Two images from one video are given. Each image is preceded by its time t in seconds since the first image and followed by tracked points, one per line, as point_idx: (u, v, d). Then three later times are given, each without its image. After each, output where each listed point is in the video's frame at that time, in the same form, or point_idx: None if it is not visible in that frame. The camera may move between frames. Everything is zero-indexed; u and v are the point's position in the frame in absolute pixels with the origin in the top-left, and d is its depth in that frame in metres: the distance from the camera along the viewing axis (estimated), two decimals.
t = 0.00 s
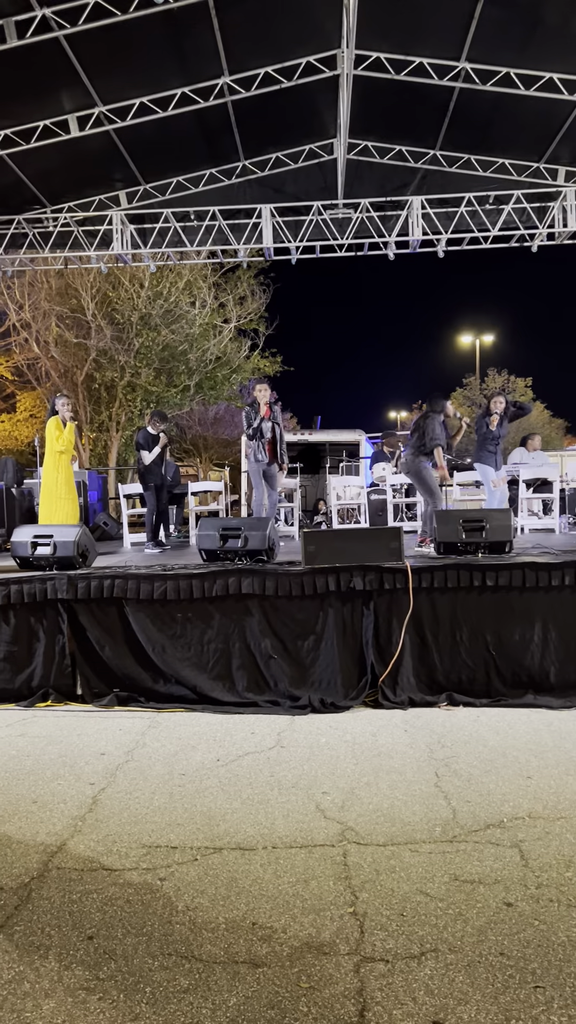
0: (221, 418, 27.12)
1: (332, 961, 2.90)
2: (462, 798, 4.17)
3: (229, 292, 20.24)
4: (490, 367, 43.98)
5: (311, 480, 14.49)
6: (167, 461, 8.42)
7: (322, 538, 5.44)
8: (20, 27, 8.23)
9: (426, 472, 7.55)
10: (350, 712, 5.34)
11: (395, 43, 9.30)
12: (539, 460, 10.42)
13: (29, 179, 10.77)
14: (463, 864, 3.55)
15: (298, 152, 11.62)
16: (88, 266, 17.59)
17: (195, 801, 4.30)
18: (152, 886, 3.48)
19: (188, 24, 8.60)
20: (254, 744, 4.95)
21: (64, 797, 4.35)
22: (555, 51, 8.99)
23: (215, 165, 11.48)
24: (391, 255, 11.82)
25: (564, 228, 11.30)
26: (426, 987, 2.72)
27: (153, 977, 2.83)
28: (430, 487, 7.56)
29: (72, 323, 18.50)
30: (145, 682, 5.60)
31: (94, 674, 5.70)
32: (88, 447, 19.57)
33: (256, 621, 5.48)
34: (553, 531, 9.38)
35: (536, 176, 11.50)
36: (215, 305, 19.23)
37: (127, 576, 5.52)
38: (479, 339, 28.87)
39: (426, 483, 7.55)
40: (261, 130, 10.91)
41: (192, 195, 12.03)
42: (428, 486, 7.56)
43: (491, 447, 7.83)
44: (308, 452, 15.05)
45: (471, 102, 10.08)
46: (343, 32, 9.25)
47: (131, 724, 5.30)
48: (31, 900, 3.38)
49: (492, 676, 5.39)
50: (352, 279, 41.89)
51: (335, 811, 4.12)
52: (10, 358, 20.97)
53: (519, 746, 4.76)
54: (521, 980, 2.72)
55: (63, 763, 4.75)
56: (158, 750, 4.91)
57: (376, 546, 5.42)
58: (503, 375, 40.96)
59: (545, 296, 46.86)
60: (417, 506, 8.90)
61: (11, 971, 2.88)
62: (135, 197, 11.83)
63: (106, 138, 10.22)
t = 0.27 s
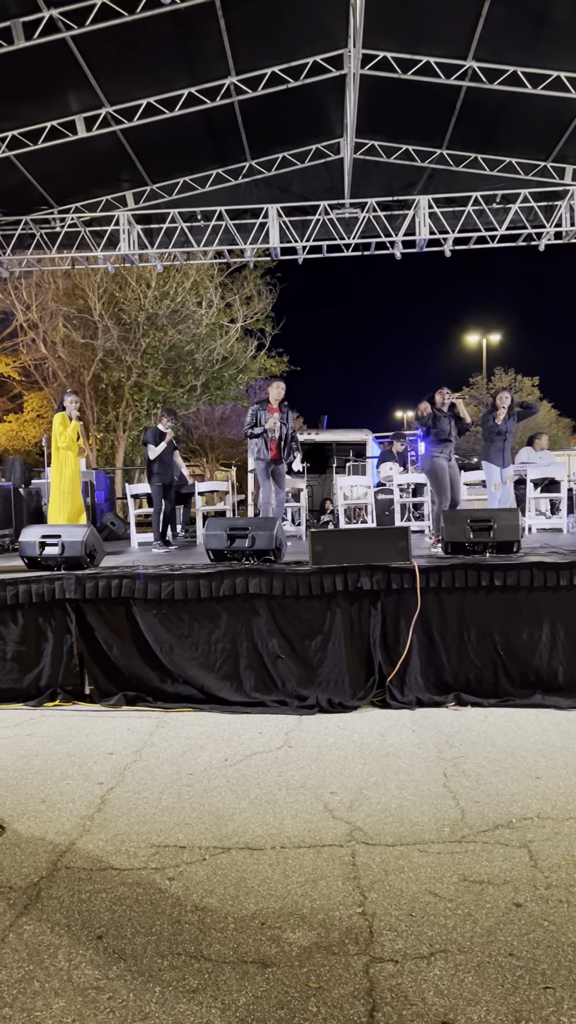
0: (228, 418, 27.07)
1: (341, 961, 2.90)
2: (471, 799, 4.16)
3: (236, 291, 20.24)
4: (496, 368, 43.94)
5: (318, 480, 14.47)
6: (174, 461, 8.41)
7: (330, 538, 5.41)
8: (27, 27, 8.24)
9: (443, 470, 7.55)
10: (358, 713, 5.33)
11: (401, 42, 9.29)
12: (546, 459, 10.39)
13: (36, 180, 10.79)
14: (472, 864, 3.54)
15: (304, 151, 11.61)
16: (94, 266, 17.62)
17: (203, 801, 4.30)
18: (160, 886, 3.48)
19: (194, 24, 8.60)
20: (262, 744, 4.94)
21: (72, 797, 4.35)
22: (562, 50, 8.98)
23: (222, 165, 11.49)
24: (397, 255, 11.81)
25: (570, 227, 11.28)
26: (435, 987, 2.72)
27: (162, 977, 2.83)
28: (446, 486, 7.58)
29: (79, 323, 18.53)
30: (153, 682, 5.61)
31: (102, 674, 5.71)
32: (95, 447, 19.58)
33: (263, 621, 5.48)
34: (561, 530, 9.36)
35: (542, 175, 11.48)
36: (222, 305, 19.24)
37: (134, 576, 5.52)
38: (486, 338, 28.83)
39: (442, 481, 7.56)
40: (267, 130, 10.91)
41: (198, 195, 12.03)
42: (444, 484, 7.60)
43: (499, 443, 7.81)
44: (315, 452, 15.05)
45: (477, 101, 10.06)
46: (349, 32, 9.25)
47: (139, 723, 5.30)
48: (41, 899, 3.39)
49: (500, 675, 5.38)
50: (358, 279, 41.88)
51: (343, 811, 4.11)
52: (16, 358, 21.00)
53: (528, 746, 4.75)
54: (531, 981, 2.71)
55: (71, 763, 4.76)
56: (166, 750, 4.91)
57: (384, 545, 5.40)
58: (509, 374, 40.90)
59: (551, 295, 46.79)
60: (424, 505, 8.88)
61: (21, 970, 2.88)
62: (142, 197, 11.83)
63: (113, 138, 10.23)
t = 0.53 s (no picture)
0: (237, 418, 27.06)
1: (352, 960, 2.90)
2: (482, 798, 4.16)
3: (245, 291, 20.24)
4: (505, 367, 43.80)
5: (328, 479, 14.47)
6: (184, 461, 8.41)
7: (339, 538, 5.36)
8: (37, 28, 8.27)
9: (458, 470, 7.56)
10: (367, 712, 5.34)
11: (410, 41, 9.28)
12: (557, 459, 10.36)
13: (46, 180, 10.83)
14: (483, 864, 3.54)
15: (313, 151, 11.57)
16: (104, 266, 17.67)
17: (214, 799, 4.31)
18: (172, 884, 3.49)
19: (202, 24, 8.61)
20: (273, 743, 4.95)
21: (84, 795, 4.37)
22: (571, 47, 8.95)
23: (231, 165, 11.49)
24: (405, 255, 11.81)
25: None
26: (447, 986, 2.72)
27: (174, 975, 2.84)
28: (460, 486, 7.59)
29: (89, 324, 18.59)
30: (163, 681, 5.63)
31: (113, 673, 5.73)
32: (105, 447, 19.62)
33: (273, 621, 5.48)
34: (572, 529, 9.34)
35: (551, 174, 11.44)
36: (231, 305, 19.24)
37: (144, 576, 5.53)
38: (496, 337, 28.72)
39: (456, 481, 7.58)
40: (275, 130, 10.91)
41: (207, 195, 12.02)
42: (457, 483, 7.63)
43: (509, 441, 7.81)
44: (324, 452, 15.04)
45: (486, 100, 10.04)
46: (358, 31, 9.24)
47: (149, 722, 5.32)
48: (53, 897, 3.40)
49: (511, 675, 5.38)
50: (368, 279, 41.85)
51: (354, 810, 4.11)
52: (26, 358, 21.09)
53: (538, 746, 4.74)
54: (544, 981, 2.71)
55: (82, 761, 4.77)
56: (177, 749, 4.92)
57: (393, 545, 5.37)
58: (518, 374, 40.81)
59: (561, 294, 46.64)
60: (434, 505, 8.87)
61: (35, 967, 2.90)
62: (151, 197, 11.83)
63: (123, 139, 10.25)
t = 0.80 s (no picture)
0: (247, 418, 27.04)
1: (365, 959, 2.90)
2: (495, 799, 4.15)
3: (255, 291, 20.22)
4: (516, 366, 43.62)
5: (338, 479, 14.45)
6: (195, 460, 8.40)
7: (350, 537, 5.36)
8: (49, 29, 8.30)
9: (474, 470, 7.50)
10: (379, 712, 5.34)
11: (421, 39, 9.26)
12: (569, 458, 10.32)
13: (57, 181, 10.88)
14: (496, 864, 3.53)
15: (324, 150, 11.54)
16: (115, 266, 17.71)
17: (226, 798, 4.32)
18: (185, 882, 3.50)
19: (212, 24, 8.61)
20: (284, 743, 4.95)
21: (96, 793, 4.39)
22: None
23: (241, 164, 11.49)
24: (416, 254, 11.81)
25: None
26: (461, 986, 2.72)
27: (188, 973, 2.85)
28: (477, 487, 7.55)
29: (100, 323, 18.63)
30: (174, 680, 5.64)
31: (125, 672, 5.75)
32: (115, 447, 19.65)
33: (284, 620, 5.48)
34: None
35: (562, 172, 11.39)
36: (241, 304, 19.24)
37: (156, 576, 5.54)
38: (508, 336, 28.60)
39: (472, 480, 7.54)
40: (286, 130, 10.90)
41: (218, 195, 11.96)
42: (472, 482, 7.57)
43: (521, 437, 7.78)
44: (335, 451, 15.03)
45: (497, 98, 10.02)
46: (368, 29, 9.23)
47: (161, 721, 5.34)
48: (67, 895, 3.42)
49: (523, 675, 5.37)
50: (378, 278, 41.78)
51: (366, 810, 4.11)
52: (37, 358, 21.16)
53: (550, 747, 4.73)
54: (558, 981, 2.71)
55: (94, 760, 4.79)
56: (188, 748, 4.94)
57: (404, 544, 5.34)
58: (529, 373, 40.69)
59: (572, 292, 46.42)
60: (445, 504, 8.85)
61: (50, 964, 2.91)
62: (162, 197, 11.78)
63: (133, 139, 10.27)
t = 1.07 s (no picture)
0: (258, 417, 27.05)
1: (378, 959, 2.90)
2: (507, 798, 4.14)
3: (266, 291, 20.24)
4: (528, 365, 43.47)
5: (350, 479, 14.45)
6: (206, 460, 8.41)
7: (361, 536, 5.37)
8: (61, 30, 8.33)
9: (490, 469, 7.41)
10: (390, 712, 5.33)
11: (433, 37, 9.24)
12: None
13: (69, 182, 10.92)
14: (509, 864, 3.52)
15: (336, 149, 11.52)
16: (126, 266, 17.78)
17: (239, 797, 4.32)
18: (198, 880, 3.51)
19: (224, 24, 8.62)
20: (296, 742, 4.96)
21: (109, 792, 4.41)
22: None
23: (253, 164, 11.49)
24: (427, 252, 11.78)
25: None
26: (474, 986, 2.71)
27: (201, 972, 2.85)
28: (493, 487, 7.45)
29: (112, 324, 18.70)
30: (187, 679, 5.65)
31: (137, 671, 5.76)
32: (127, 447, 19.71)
33: (296, 619, 5.49)
34: None
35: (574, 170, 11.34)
36: (252, 304, 19.26)
37: (168, 575, 5.56)
38: (520, 335, 28.50)
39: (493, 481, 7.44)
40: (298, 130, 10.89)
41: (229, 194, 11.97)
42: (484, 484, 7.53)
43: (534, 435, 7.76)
44: (346, 451, 15.02)
45: (509, 96, 9.98)
46: (380, 28, 9.21)
47: (174, 720, 5.35)
48: (80, 894, 3.43)
49: (535, 674, 5.35)
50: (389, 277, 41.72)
51: (379, 810, 4.11)
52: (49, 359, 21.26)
53: (563, 747, 4.71)
54: (573, 981, 2.70)
55: (107, 758, 4.81)
56: (201, 747, 4.95)
57: (416, 543, 5.33)
58: (541, 372, 40.54)
59: None
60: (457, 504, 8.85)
61: (62, 962, 2.92)
62: (173, 197, 11.81)
63: (145, 139, 10.29)
